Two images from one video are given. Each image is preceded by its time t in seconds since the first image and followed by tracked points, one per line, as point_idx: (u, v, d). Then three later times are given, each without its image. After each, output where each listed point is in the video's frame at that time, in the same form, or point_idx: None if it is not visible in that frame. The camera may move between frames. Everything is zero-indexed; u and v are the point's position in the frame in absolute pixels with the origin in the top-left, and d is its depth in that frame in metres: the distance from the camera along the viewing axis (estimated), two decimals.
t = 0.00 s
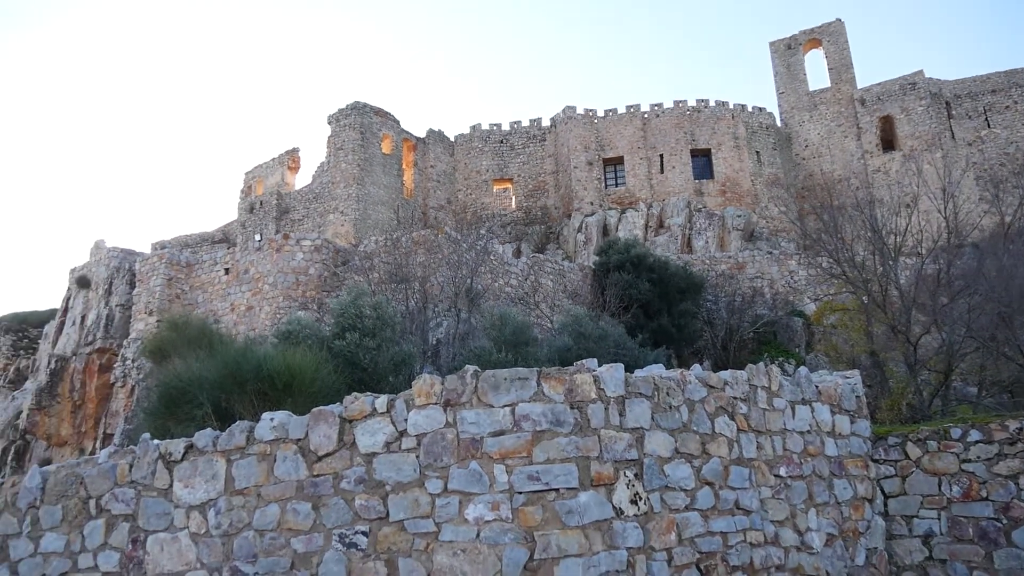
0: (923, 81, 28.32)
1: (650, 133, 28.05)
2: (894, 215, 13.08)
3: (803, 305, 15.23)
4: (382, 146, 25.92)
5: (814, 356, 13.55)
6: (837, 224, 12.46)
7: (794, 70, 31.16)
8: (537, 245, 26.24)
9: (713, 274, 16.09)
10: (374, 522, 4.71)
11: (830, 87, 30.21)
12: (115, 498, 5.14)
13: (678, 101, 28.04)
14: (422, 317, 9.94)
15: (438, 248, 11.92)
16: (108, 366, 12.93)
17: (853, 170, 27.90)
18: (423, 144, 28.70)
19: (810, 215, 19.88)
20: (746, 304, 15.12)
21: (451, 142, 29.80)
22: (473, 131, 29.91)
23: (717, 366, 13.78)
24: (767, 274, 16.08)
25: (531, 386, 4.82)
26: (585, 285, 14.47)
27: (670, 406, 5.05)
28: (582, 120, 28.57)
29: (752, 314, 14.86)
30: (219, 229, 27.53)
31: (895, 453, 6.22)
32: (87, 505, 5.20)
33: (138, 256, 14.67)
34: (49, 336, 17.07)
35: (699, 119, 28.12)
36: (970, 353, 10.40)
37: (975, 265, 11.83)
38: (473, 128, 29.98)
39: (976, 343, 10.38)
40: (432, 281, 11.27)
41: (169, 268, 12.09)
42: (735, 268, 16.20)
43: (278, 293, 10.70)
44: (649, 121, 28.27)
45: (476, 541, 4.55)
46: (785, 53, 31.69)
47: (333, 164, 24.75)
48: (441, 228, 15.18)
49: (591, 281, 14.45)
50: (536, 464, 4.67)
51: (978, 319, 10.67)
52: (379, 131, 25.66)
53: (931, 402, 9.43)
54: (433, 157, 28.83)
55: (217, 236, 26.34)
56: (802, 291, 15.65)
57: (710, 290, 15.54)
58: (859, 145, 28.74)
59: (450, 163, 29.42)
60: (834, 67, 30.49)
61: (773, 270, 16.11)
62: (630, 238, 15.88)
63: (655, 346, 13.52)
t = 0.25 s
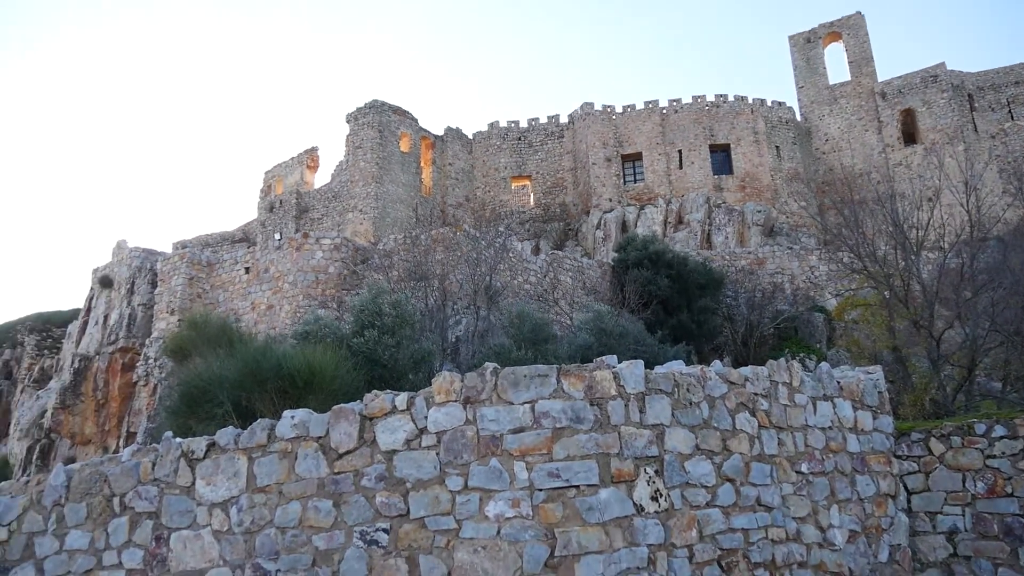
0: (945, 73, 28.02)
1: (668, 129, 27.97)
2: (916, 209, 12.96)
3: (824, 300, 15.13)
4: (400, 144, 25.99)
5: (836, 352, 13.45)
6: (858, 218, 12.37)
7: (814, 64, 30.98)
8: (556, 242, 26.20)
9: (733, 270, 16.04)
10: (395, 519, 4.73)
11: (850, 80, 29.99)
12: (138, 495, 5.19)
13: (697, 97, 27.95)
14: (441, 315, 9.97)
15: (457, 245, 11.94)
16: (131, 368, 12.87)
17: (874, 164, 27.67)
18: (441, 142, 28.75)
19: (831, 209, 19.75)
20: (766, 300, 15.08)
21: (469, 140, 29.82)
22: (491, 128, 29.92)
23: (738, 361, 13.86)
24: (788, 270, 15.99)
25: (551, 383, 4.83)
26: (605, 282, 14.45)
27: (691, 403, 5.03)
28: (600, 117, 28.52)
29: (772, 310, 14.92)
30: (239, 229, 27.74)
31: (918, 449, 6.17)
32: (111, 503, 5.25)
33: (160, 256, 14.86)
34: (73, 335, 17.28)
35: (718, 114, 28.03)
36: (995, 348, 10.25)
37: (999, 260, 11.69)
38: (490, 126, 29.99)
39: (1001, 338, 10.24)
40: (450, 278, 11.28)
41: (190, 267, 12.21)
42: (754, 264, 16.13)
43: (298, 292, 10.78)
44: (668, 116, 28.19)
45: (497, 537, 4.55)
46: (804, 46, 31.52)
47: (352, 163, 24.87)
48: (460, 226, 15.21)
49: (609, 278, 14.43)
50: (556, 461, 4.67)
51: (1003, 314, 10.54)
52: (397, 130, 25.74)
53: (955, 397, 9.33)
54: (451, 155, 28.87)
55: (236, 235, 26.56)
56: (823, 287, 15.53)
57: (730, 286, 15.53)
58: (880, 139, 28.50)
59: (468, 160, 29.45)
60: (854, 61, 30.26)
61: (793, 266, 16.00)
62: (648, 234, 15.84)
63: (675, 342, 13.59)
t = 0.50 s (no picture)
0: (965, 67, 27.76)
1: (685, 125, 27.89)
2: (935, 205, 12.88)
3: (843, 296, 15.06)
4: (416, 142, 26.02)
5: (855, 348, 13.39)
6: (877, 214, 12.31)
7: (832, 59, 30.81)
8: (573, 239, 26.22)
9: (750, 267, 15.98)
10: (414, 517, 4.74)
11: (869, 75, 29.79)
12: (158, 493, 5.23)
13: (714, 92, 27.84)
14: (458, 312, 10.00)
15: (474, 242, 11.94)
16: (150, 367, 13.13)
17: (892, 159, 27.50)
18: (458, 140, 28.78)
19: (850, 204, 19.65)
20: (784, 296, 15.05)
21: (485, 137, 29.81)
22: (507, 125, 29.91)
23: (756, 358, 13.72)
24: (806, 266, 15.91)
25: (569, 381, 4.83)
26: (621, 279, 14.43)
27: (709, 400, 5.02)
28: (616, 114, 28.48)
29: (790, 306, 14.79)
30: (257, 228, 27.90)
31: (938, 446, 6.15)
32: (132, 500, 5.29)
33: (178, 256, 15.05)
34: (93, 334, 17.44)
35: (735, 110, 27.93)
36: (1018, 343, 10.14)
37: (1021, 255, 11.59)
38: (506, 124, 29.98)
39: None
40: (466, 276, 11.28)
41: (209, 266, 12.28)
42: (772, 260, 16.06)
43: (316, 291, 10.83)
44: (684, 113, 28.11)
45: (515, 535, 4.56)
46: (822, 41, 31.36)
47: (368, 162, 24.95)
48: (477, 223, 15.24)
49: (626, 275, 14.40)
50: (574, 458, 4.66)
51: None
52: (413, 128, 25.78)
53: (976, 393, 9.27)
54: (467, 153, 28.87)
55: (254, 235, 26.74)
56: (842, 283, 15.44)
57: (748, 282, 15.49)
58: (899, 133, 28.30)
59: (485, 158, 29.44)
60: (873, 55, 30.07)
61: (811, 262, 15.92)
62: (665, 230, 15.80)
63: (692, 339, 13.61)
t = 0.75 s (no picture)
0: (986, 60, 27.48)
1: (702, 121, 27.78)
2: (955, 200, 12.80)
3: (862, 292, 14.98)
4: (433, 140, 26.02)
5: (875, 345, 13.33)
6: (896, 209, 12.25)
7: (850, 54, 30.61)
8: (589, 236, 26.23)
9: (768, 263, 15.91)
10: (432, 513, 4.76)
11: (888, 69, 29.56)
12: (178, 490, 5.27)
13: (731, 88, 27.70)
14: (475, 310, 10.02)
15: (491, 239, 11.97)
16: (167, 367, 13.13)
17: (912, 153, 27.29)
18: (474, 137, 28.76)
19: (870, 200, 19.55)
20: (802, 293, 14.97)
21: (501, 134, 29.79)
22: (523, 123, 29.88)
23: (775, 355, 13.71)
24: (824, 262, 15.86)
25: (586, 377, 4.83)
26: (638, 276, 14.41)
27: (727, 396, 5.00)
28: (633, 110, 28.40)
29: (808, 302, 14.75)
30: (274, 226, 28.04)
31: (959, 443, 6.11)
32: (152, 497, 5.33)
33: (195, 255, 15.25)
34: (113, 332, 17.60)
35: (753, 105, 27.78)
36: None
37: None
38: (522, 120, 29.96)
39: None
40: (482, 273, 11.30)
41: (227, 264, 12.34)
42: (790, 256, 15.99)
43: (333, 288, 10.89)
44: (701, 108, 28.00)
45: (533, 532, 4.56)
46: (840, 36, 31.16)
47: (385, 160, 25.00)
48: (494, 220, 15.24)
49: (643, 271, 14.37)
50: (592, 455, 4.66)
51: None
52: (429, 125, 25.79)
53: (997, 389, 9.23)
54: (484, 150, 28.86)
55: (272, 233, 26.90)
56: (860, 279, 15.34)
57: (766, 278, 15.41)
58: (918, 128, 28.08)
59: (501, 155, 29.44)
60: (891, 49, 29.83)
61: (829, 258, 15.85)
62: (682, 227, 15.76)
63: (709, 336, 13.57)
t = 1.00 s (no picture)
0: (1004, 55, 27.25)
1: (716, 117, 27.68)
2: (974, 196, 12.71)
3: (878, 289, 14.90)
4: (447, 137, 26.04)
5: (892, 342, 13.26)
6: (913, 206, 12.19)
7: (866, 49, 30.42)
8: (604, 233, 26.20)
9: (784, 260, 15.85)
10: (447, 511, 4.77)
11: (905, 64, 29.36)
12: (195, 486, 5.30)
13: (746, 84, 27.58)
14: (489, 307, 10.03)
15: (506, 237, 11.98)
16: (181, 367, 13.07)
17: (929, 149, 27.11)
18: (488, 134, 28.75)
19: (887, 197, 19.44)
20: (817, 289, 14.89)
21: (515, 132, 29.77)
22: (537, 120, 29.85)
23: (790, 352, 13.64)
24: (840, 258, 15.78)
25: (602, 374, 4.82)
26: (653, 273, 14.41)
27: (743, 393, 4.99)
28: (647, 107, 28.30)
29: (824, 299, 14.69)
30: (289, 224, 28.15)
31: (978, 441, 6.07)
32: (169, 494, 5.36)
33: (211, 252, 15.38)
34: (130, 330, 17.73)
35: (768, 101, 27.63)
36: None
37: None
38: (536, 118, 29.92)
39: None
40: (496, 271, 11.32)
41: (243, 262, 12.40)
42: (806, 253, 15.93)
43: (348, 286, 10.92)
44: (715, 105, 27.90)
45: (548, 529, 4.57)
46: (856, 31, 30.98)
47: (400, 157, 25.04)
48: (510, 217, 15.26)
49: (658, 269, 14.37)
50: (607, 452, 4.66)
51: None
52: (443, 123, 25.80)
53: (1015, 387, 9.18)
54: (498, 147, 28.84)
55: (287, 231, 27.02)
56: (877, 275, 15.24)
57: (782, 275, 15.34)
58: (936, 123, 27.89)
59: (515, 152, 29.43)
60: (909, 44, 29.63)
61: (846, 254, 15.74)
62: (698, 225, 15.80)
63: (725, 333, 13.52)
